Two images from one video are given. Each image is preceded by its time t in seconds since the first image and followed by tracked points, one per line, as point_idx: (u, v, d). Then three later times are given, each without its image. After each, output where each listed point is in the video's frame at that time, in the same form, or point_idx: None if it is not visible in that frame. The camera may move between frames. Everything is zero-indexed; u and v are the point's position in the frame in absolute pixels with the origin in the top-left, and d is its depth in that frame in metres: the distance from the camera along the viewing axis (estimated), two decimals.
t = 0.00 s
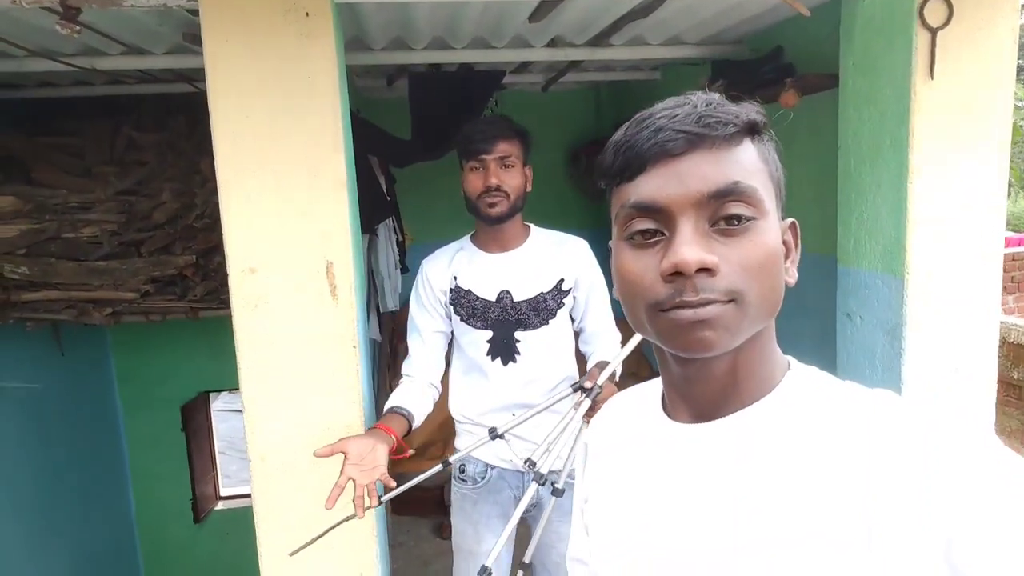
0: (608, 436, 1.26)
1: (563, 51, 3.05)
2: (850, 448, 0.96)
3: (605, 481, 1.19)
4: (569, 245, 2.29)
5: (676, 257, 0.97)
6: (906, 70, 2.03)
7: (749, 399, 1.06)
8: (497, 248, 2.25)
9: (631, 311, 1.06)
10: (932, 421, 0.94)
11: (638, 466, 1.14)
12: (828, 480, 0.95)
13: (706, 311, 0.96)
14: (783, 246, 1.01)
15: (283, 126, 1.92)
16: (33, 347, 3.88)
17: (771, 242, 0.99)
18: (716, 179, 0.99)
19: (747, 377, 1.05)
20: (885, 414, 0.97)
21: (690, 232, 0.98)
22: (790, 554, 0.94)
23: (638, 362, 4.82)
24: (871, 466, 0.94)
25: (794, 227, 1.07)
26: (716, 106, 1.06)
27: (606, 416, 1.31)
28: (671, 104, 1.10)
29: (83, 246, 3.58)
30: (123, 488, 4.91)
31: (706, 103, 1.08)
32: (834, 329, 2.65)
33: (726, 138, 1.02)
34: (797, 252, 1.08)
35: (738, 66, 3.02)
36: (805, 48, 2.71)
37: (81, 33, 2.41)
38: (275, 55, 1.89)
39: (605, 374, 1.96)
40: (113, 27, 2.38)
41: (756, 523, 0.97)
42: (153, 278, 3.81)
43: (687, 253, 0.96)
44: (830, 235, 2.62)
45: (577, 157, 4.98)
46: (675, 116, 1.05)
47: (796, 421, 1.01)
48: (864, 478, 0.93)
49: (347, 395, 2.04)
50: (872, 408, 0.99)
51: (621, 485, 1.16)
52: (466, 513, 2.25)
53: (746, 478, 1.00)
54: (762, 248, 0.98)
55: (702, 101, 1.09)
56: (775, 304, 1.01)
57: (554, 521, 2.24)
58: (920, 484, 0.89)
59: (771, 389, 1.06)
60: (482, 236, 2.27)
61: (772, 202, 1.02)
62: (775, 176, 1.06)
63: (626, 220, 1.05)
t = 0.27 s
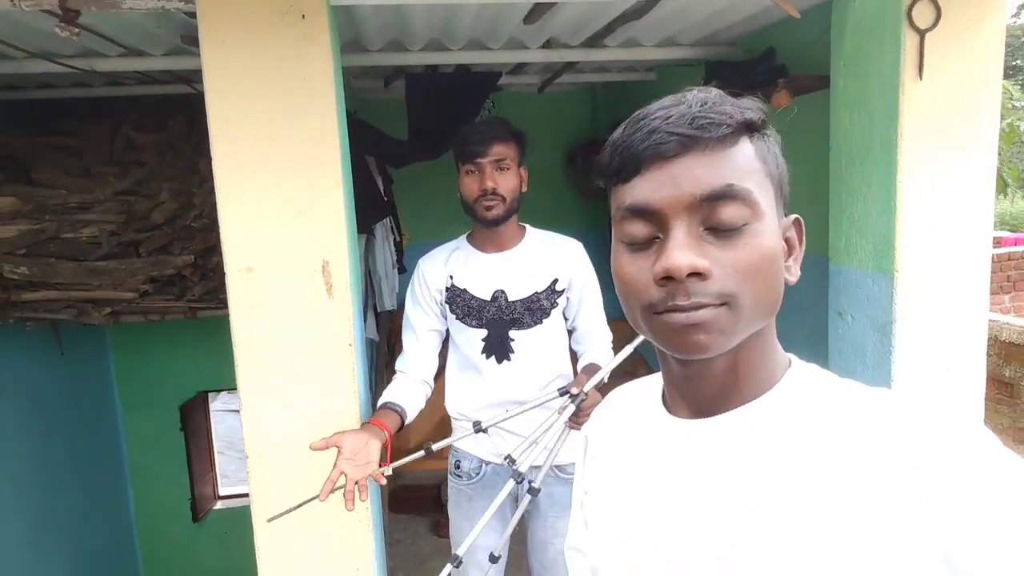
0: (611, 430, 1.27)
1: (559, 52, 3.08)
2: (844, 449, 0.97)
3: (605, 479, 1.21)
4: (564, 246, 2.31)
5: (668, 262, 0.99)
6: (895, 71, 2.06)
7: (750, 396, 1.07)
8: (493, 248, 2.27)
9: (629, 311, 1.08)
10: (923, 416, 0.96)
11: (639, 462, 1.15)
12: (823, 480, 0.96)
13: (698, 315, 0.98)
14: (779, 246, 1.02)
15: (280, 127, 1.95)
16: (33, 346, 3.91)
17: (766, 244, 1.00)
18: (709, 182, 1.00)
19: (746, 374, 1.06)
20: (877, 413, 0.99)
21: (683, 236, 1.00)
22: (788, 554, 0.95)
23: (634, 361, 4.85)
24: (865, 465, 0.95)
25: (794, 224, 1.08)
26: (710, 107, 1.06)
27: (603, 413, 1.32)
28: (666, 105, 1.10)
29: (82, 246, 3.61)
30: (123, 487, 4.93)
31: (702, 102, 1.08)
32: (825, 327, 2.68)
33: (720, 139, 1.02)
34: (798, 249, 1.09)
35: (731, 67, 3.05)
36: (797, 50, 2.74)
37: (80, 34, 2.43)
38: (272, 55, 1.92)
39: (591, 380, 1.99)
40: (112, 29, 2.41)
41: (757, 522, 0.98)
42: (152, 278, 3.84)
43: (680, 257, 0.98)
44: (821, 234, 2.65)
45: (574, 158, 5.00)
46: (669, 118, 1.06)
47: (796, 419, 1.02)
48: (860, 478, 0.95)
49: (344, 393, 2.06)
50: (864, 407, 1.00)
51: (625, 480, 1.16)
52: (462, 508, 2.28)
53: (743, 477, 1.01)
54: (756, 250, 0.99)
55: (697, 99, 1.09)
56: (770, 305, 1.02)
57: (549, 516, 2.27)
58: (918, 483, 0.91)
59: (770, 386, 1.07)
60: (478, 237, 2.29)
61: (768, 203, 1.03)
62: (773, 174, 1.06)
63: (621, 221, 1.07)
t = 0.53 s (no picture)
0: (610, 432, 1.28)
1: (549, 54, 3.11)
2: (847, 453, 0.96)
3: (613, 484, 1.23)
4: (549, 248, 2.35)
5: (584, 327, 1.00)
6: (878, 74, 2.10)
7: (748, 408, 1.04)
8: (476, 251, 2.29)
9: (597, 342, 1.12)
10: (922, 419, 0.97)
11: (648, 467, 1.15)
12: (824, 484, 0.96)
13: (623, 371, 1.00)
14: (708, 299, 0.94)
15: (271, 130, 1.97)
16: (28, 347, 3.92)
17: (683, 305, 0.93)
18: (612, 251, 0.95)
19: (743, 383, 1.04)
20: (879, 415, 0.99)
21: (598, 300, 0.98)
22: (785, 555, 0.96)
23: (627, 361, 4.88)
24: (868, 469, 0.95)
25: (752, 254, 0.95)
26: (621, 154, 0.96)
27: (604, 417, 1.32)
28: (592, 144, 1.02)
29: (78, 248, 3.64)
30: (118, 489, 4.94)
31: (626, 139, 0.97)
32: (812, 325, 2.72)
33: (620, 203, 0.94)
34: (773, 276, 0.96)
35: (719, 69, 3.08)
36: (784, 52, 2.77)
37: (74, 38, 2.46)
38: (263, 60, 1.94)
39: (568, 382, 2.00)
40: (105, 33, 2.43)
41: (755, 529, 0.99)
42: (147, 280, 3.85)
43: (589, 326, 0.98)
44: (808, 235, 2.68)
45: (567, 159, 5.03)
46: (583, 171, 1.00)
47: (797, 427, 1.00)
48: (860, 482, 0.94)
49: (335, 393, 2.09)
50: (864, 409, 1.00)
51: (630, 483, 1.18)
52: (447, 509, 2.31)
53: (744, 482, 1.02)
54: (668, 315, 0.93)
55: (618, 139, 0.98)
56: (705, 356, 0.97)
57: (532, 512, 2.31)
58: (918, 486, 0.91)
59: (772, 397, 1.04)
60: (460, 240, 2.31)
61: (690, 256, 0.93)
62: (703, 216, 0.94)
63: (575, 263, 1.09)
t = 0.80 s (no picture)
0: (617, 435, 1.30)
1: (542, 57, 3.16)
2: (849, 452, 0.97)
3: (620, 487, 1.25)
4: (528, 248, 2.39)
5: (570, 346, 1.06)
6: (861, 78, 2.14)
7: (746, 409, 1.06)
8: (453, 249, 2.33)
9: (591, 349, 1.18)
10: (915, 415, 1.00)
11: (654, 468, 1.17)
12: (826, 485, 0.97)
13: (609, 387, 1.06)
14: (679, 317, 0.98)
15: (266, 132, 2.01)
16: (26, 347, 3.95)
17: (654, 325, 0.98)
18: (585, 276, 1.01)
19: (744, 384, 1.05)
20: (873, 408, 1.01)
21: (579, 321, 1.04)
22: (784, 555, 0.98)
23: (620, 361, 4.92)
24: (869, 468, 0.96)
25: (722, 271, 0.98)
26: (586, 181, 1.00)
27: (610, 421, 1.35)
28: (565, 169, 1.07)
29: (76, 249, 3.69)
30: (114, 489, 4.96)
31: (593, 163, 1.02)
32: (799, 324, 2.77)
33: (587, 230, 1.00)
34: (746, 290, 0.98)
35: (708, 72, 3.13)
36: (772, 56, 2.82)
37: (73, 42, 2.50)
38: (259, 62, 1.98)
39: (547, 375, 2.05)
40: (104, 37, 2.47)
41: (756, 532, 1.01)
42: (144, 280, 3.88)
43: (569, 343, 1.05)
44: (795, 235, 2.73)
45: (561, 160, 5.07)
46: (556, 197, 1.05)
47: (800, 428, 1.01)
48: (861, 482, 0.95)
49: (329, 391, 2.13)
50: (860, 403, 1.01)
51: (636, 485, 1.21)
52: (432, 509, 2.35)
53: (747, 482, 1.03)
54: (638, 334, 0.99)
55: (585, 164, 1.03)
56: (682, 371, 1.01)
57: (515, 508, 2.34)
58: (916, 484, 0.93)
59: (770, 398, 1.05)
60: (438, 239, 2.34)
61: (658, 278, 0.98)
62: (668, 237, 0.98)
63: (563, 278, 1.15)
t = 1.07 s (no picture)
0: (623, 430, 1.32)
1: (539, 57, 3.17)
2: (850, 445, 0.99)
3: (627, 478, 1.27)
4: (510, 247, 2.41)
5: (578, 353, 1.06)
6: (855, 78, 2.16)
7: (752, 401, 1.07)
8: (436, 247, 2.34)
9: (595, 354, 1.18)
10: (918, 408, 1.00)
11: (662, 463, 1.18)
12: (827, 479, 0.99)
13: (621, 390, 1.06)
14: (687, 313, 0.98)
15: (264, 129, 2.02)
16: (21, 347, 3.94)
17: (664, 324, 0.98)
18: (590, 282, 1.01)
19: (749, 379, 1.06)
20: (873, 401, 1.01)
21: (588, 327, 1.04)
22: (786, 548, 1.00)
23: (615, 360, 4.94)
24: (868, 459, 0.98)
25: (726, 262, 0.99)
26: (583, 186, 1.00)
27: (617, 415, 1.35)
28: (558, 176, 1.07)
29: (69, 247, 3.67)
30: (109, 489, 4.95)
31: (585, 168, 1.02)
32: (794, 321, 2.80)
33: (589, 235, 1.00)
34: (751, 280, 0.99)
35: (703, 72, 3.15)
36: (767, 56, 2.84)
37: (70, 40, 2.50)
38: (256, 59, 1.99)
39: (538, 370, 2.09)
40: (101, 35, 2.47)
41: (761, 525, 1.03)
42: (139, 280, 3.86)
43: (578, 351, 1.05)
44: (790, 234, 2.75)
45: (557, 160, 5.09)
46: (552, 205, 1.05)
47: (803, 422, 1.03)
48: (861, 476, 0.98)
49: (325, 389, 2.14)
50: (861, 397, 1.02)
51: (644, 480, 1.22)
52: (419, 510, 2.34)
53: (750, 476, 1.05)
54: (649, 335, 0.99)
55: (579, 169, 1.03)
56: (692, 367, 1.02)
57: (505, 507, 2.34)
58: (915, 476, 0.95)
59: (774, 392, 1.06)
60: (421, 237, 2.35)
61: (664, 276, 0.98)
62: (670, 234, 0.98)
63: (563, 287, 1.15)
